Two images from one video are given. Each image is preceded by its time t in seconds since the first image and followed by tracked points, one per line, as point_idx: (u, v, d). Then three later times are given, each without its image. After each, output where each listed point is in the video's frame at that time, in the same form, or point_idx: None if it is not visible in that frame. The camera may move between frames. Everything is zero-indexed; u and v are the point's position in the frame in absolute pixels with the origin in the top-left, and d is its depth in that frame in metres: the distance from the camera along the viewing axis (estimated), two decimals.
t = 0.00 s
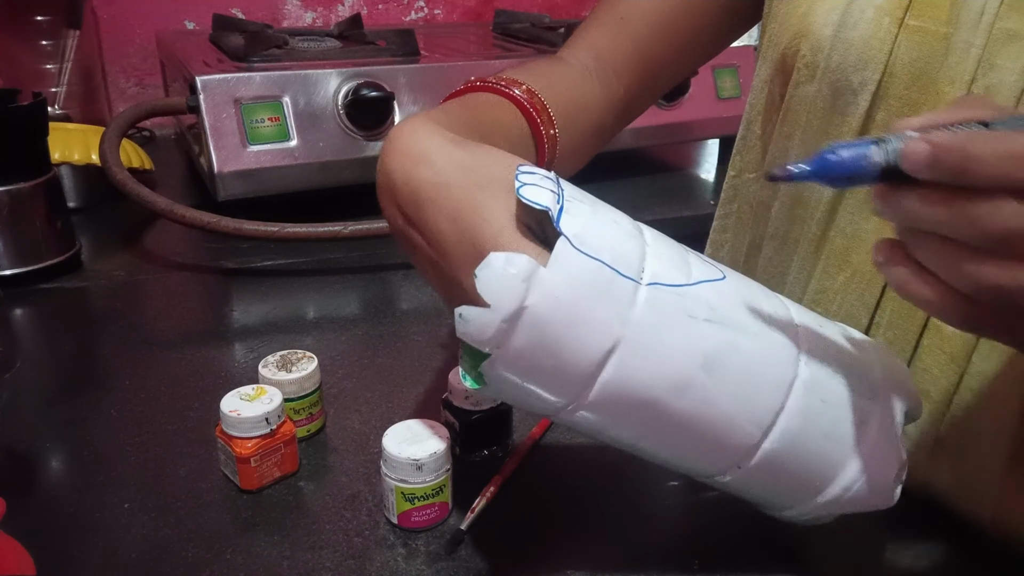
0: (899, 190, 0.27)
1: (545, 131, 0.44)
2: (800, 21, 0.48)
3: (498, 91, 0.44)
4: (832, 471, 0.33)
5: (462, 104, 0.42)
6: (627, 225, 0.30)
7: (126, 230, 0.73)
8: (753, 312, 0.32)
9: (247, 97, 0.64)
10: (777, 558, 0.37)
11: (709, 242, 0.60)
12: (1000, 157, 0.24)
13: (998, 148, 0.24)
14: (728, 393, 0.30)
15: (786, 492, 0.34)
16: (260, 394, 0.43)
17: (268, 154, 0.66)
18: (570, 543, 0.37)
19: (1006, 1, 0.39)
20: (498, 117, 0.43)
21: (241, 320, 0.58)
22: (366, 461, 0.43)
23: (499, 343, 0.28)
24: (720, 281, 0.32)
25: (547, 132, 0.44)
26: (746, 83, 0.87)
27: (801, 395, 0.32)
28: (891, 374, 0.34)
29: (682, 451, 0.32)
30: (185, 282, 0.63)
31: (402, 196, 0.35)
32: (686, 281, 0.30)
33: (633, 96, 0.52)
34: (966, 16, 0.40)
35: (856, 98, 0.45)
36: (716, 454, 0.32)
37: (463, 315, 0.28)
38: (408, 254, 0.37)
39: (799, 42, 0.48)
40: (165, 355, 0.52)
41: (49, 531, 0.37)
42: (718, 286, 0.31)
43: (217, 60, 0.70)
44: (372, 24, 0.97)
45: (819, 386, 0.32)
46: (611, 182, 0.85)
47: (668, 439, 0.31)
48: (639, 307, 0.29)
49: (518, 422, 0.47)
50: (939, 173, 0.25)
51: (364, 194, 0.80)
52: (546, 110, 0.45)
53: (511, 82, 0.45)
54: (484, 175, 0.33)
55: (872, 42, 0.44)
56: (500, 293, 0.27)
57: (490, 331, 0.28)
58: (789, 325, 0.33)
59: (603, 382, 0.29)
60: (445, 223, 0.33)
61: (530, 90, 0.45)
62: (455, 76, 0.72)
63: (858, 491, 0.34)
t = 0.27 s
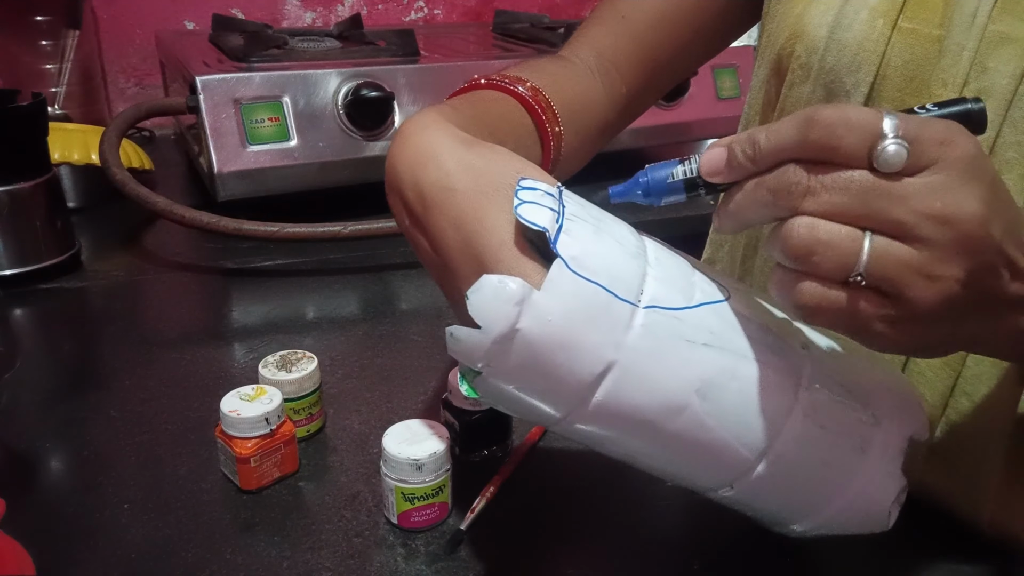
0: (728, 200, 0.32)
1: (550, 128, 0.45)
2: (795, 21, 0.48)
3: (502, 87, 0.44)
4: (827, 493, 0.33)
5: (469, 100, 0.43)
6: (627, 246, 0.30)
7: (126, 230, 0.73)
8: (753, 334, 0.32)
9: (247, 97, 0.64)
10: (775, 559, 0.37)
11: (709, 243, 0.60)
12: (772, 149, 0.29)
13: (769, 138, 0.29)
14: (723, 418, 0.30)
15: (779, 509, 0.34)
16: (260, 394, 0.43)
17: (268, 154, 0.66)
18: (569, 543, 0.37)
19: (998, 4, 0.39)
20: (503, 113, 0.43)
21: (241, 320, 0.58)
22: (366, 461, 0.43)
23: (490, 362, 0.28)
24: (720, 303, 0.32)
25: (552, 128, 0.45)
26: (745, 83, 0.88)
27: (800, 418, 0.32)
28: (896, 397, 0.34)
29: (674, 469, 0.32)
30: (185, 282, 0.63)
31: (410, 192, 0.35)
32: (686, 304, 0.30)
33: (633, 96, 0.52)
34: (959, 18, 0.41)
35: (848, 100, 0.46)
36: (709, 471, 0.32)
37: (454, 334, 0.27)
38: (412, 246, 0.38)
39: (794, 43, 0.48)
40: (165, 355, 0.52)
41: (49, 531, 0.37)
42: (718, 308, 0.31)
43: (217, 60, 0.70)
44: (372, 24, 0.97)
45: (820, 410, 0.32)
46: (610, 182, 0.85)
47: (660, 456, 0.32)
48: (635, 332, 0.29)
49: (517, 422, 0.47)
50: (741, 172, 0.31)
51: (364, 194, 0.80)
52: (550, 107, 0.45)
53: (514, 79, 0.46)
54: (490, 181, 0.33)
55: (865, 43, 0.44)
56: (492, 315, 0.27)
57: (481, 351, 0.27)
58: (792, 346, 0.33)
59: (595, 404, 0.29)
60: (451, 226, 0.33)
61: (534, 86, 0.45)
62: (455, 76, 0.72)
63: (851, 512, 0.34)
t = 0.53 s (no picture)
0: (731, 204, 0.32)
1: (549, 131, 0.44)
2: (793, 22, 0.48)
3: (501, 89, 0.44)
4: (826, 495, 0.33)
5: (467, 101, 0.43)
6: (625, 247, 0.30)
7: (126, 230, 0.73)
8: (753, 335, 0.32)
9: (247, 97, 0.64)
10: (775, 559, 0.37)
11: (708, 244, 0.60)
12: (771, 157, 0.29)
13: (770, 145, 0.29)
14: (719, 420, 0.30)
15: (777, 510, 0.34)
16: (260, 394, 0.43)
17: (268, 154, 0.66)
18: (570, 543, 0.37)
19: (998, 5, 0.39)
20: (502, 116, 0.43)
21: (241, 320, 0.58)
22: (366, 461, 0.43)
23: (484, 361, 0.28)
24: (719, 304, 0.32)
25: (551, 131, 0.45)
26: (745, 83, 0.88)
27: (799, 420, 0.31)
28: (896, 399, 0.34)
29: (671, 470, 0.32)
30: (185, 282, 0.63)
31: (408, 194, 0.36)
32: (683, 305, 0.30)
33: (633, 96, 0.52)
34: (957, 19, 0.41)
35: (848, 101, 0.46)
36: (705, 472, 0.32)
37: (448, 334, 0.27)
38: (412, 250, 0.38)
39: (793, 44, 0.48)
40: (165, 355, 0.52)
41: (49, 531, 0.37)
42: (716, 309, 0.31)
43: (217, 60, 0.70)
44: (372, 24, 0.97)
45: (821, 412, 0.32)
46: (610, 182, 0.85)
47: (657, 458, 0.32)
48: (632, 333, 0.29)
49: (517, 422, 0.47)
50: (741, 179, 0.31)
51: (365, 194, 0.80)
52: (550, 109, 0.45)
53: (515, 81, 0.45)
54: (486, 181, 0.33)
55: (864, 44, 0.44)
56: (487, 314, 0.27)
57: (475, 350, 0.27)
58: (792, 348, 0.33)
59: (591, 404, 0.29)
60: (445, 229, 0.33)
61: (534, 89, 0.45)
62: (455, 76, 0.72)
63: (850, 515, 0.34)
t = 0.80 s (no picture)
0: (827, 234, 0.28)
1: (546, 133, 0.44)
2: (795, 24, 0.48)
3: (498, 92, 0.44)
4: (831, 488, 0.33)
5: (463, 104, 0.43)
6: (619, 238, 0.30)
7: (126, 230, 0.73)
8: (750, 325, 0.32)
9: (247, 97, 0.64)
10: (776, 559, 0.37)
11: (707, 245, 0.60)
12: (887, 197, 0.26)
13: (885, 183, 0.26)
14: (721, 411, 0.30)
15: (783, 506, 0.34)
16: (260, 394, 0.43)
17: (268, 154, 0.66)
18: (570, 542, 0.37)
19: (1001, 7, 0.40)
20: (498, 119, 0.43)
21: (241, 320, 0.58)
22: (366, 461, 0.43)
23: (481, 356, 0.28)
24: (716, 293, 0.31)
25: (548, 134, 0.44)
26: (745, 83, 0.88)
27: (797, 411, 0.31)
28: (895, 391, 0.34)
29: (675, 465, 0.32)
30: (185, 282, 0.63)
31: (400, 195, 0.36)
32: (680, 295, 0.30)
33: (632, 96, 0.52)
34: (961, 20, 0.41)
35: (850, 102, 0.46)
36: (708, 468, 0.32)
37: (442, 331, 0.27)
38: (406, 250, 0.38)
39: (794, 45, 0.48)
40: (165, 355, 0.52)
41: (50, 531, 0.37)
42: (713, 299, 0.31)
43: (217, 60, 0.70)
44: (372, 24, 0.97)
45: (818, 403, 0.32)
46: (610, 182, 0.85)
47: (660, 453, 0.31)
48: (628, 323, 0.28)
49: (517, 422, 0.47)
50: (849, 213, 0.27)
51: (365, 194, 0.80)
52: (547, 112, 0.44)
53: (511, 85, 0.45)
54: (478, 179, 0.33)
55: (867, 46, 0.44)
56: (481, 310, 0.27)
57: (471, 346, 0.28)
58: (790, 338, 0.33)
59: (590, 397, 0.29)
60: (439, 227, 0.33)
61: (532, 93, 0.45)
62: (455, 76, 0.72)
63: (856, 507, 0.34)
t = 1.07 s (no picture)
0: (801, 248, 0.30)
1: (544, 133, 0.44)
2: (793, 24, 0.48)
3: (496, 91, 0.44)
4: (828, 483, 0.33)
5: (460, 102, 0.43)
6: (612, 233, 0.30)
7: (126, 230, 0.73)
8: (744, 321, 0.32)
9: (247, 97, 0.64)
10: (775, 559, 0.37)
11: (706, 246, 0.60)
12: (845, 214, 0.27)
13: (841, 200, 0.27)
14: (716, 405, 0.30)
15: (779, 502, 0.34)
16: (260, 394, 0.43)
17: (268, 154, 0.66)
18: (569, 542, 0.37)
19: (997, 8, 0.40)
20: (496, 117, 0.43)
21: (241, 320, 0.58)
22: (366, 461, 0.43)
23: (474, 348, 0.28)
24: (709, 289, 0.32)
25: (546, 133, 0.44)
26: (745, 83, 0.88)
27: (791, 405, 0.32)
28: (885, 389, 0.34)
29: (670, 460, 0.32)
30: (185, 282, 0.63)
31: (395, 190, 0.36)
32: (673, 289, 0.30)
33: (632, 96, 0.52)
34: (957, 21, 0.41)
35: (848, 103, 0.45)
36: (704, 463, 0.32)
37: (436, 322, 0.28)
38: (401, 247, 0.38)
39: (792, 46, 0.48)
40: (165, 355, 0.52)
41: (50, 531, 0.37)
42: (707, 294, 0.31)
43: (217, 60, 0.70)
44: (372, 24, 0.97)
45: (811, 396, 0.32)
46: (611, 182, 0.85)
47: (655, 448, 0.31)
48: (622, 316, 0.28)
49: (517, 422, 0.47)
50: (814, 227, 0.29)
51: (364, 194, 0.80)
52: (545, 112, 0.44)
53: (510, 83, 0.45)
54: (472, 173, 0.33)
55: (864, 47, 0.44)
56: (475, 300, 0.27)
57: (465, 337, 0.28)
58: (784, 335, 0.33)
59: (584, 391, 0.29)
60: (433, 221, 0.33)
61: (530, 92, 0.45)
62: (455, 76, 0.72)
63: (854, 503, 0.34)
